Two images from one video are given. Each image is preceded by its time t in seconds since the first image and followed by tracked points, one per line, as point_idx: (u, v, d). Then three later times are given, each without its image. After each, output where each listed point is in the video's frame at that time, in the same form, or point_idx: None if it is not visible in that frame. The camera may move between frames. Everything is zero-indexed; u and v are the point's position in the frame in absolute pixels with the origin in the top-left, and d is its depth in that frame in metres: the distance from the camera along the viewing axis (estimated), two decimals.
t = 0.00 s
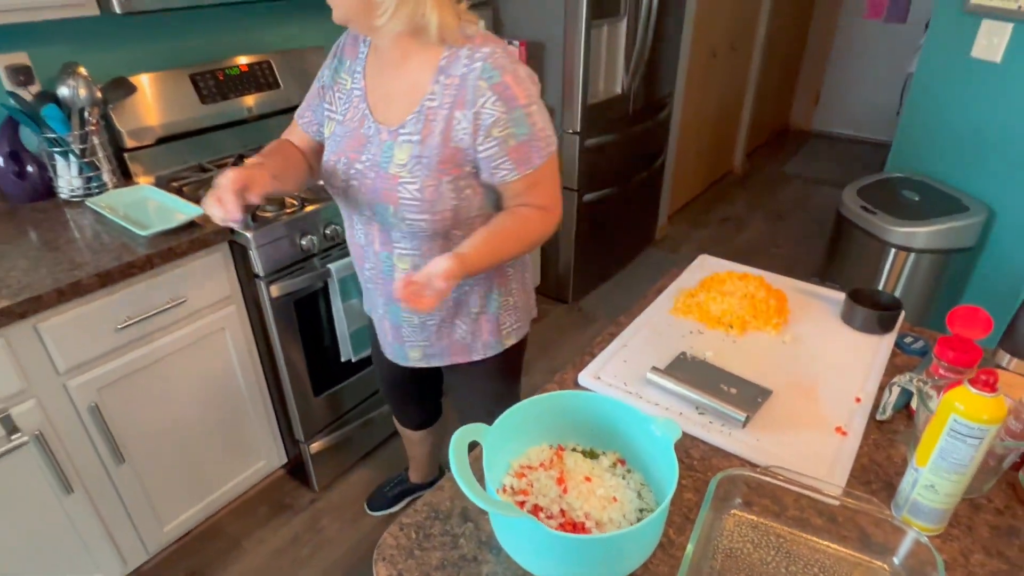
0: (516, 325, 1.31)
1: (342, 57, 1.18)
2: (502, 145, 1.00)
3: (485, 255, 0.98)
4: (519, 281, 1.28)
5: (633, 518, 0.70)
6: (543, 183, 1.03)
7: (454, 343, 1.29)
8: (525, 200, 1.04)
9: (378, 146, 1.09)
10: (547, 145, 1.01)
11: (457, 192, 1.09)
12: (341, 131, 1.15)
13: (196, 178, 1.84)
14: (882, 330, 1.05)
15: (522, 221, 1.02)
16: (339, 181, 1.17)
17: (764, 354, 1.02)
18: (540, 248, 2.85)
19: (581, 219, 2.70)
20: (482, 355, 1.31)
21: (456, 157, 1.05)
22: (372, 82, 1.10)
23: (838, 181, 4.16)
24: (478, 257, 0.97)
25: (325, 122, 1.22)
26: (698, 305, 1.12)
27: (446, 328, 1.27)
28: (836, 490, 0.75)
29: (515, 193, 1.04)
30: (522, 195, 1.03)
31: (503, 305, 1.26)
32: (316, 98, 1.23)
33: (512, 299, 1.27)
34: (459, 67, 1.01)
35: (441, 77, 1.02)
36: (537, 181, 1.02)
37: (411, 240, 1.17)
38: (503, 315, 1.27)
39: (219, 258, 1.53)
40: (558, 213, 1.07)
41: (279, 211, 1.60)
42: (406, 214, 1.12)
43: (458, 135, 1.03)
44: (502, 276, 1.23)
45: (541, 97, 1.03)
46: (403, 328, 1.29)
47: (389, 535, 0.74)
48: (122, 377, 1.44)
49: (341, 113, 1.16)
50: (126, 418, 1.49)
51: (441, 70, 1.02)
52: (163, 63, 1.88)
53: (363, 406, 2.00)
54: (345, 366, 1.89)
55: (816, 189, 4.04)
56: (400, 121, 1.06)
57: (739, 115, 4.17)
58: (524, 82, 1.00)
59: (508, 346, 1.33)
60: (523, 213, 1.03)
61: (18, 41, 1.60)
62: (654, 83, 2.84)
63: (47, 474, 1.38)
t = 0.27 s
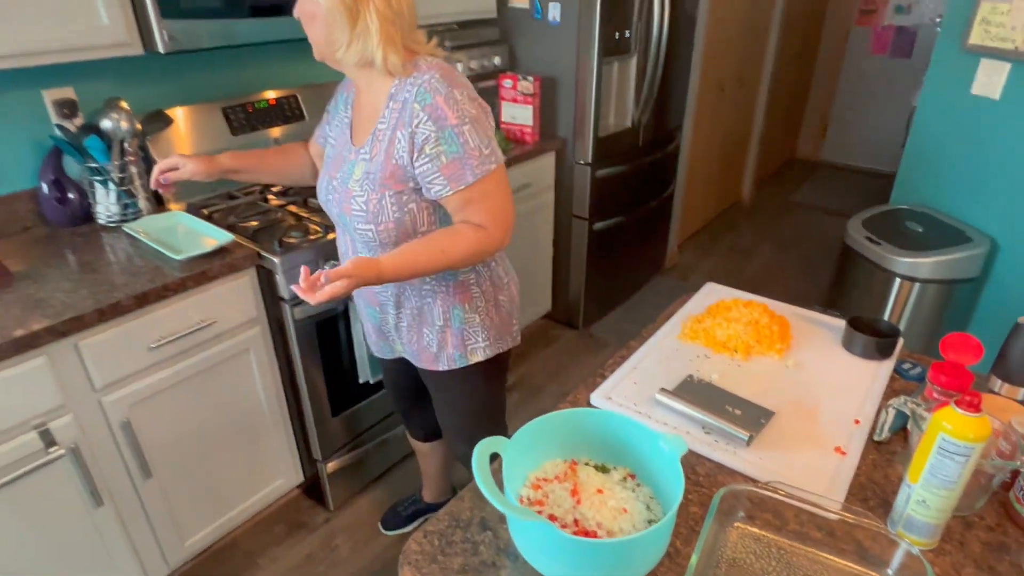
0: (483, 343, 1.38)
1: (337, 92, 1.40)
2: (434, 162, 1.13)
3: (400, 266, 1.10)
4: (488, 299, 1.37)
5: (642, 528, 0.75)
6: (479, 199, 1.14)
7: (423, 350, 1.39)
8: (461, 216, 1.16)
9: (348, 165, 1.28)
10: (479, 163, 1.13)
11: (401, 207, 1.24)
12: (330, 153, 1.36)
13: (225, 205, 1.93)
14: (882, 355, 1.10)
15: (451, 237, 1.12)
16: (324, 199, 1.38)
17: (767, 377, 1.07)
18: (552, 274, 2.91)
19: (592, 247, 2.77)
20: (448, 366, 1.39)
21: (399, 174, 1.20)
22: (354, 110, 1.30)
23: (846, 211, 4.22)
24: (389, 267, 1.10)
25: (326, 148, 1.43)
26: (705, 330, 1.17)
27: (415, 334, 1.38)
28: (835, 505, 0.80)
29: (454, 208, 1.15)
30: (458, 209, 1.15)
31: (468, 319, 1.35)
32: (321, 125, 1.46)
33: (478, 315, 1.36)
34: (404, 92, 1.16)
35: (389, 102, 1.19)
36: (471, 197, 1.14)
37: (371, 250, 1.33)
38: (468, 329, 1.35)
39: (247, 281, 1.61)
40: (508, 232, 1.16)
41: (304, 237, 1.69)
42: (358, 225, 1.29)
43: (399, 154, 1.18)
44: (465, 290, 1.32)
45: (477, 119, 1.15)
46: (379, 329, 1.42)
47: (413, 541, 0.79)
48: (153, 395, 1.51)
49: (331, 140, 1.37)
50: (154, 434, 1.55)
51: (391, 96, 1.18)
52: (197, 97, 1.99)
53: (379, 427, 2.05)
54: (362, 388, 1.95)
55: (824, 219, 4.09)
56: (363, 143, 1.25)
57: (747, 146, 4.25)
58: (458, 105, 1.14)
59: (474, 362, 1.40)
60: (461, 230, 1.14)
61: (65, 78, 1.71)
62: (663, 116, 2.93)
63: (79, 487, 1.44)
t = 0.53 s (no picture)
0: (472, 344, 1.44)
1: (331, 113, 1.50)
2: (413, 167, 1.20)
3: (383, 266, 1.12)
4: (475, 301, 1.43)
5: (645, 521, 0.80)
6: (456, 201, 1.19)
7: (415, 352, 1.45)
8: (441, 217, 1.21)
9: (340, 178, 1.37)
10: (454, 166, 1.19)
11: (386, 212, 1.31)
12: (325, 168, 1.45)
13: (246, 222, 2.01)
14: (874, 368, 1.16)
15: (430, 238, 1.15)
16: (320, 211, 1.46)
17: (764, 386, 1.13)
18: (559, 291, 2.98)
19: (598, 265, 2.84)
20: (438, 367, 1.45)
21: (383, 181, 1.28)
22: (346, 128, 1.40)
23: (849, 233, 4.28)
24: (375, 266, 1.12)
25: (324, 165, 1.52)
26: (706, 342, 1.23)
27: (407, 336, 1.44)
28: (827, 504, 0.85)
29: (434, 211, 1.21)
30: (438, 211, 1.20)
31: (456, 321, 1.41)
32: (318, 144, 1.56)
33: (466, 317, 1.42)
34: (384, 107, 1.25)
35: (373, 117, 1.28)
36: (449, 198, 1.19)
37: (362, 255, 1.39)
38: (456, 331, 1.41)
39: (267, 294, 1.68)
40: (488, 234, 1.20)
41: (321, 253, 1.77)
42: (348, 232, 1.37)
43: (381, 163, 1.26)
44: (451, 293, 1.39)
45: (452, 127, 1.23)
46: (374, 334, 1.48)
47: (431, 533, 0.85)
48: (176, 402, 1.58)
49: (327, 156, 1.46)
50: (176, 440, 1.61)
51: (373, 112, 1.27)
52: (220, 119, 2.08)
53: (389, 438, 2.11)
54: (374, 399, 2.00)
55: (827, 241, 4.15)
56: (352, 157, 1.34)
57: (751, 169, 4.34)
58: (432, 115, 1.22)
59: (464, 362, 1.45)
60: (442, 231, 1.18)
61: (99, 101, 1.80)
62: (668, 139, 3.01)
63: (104, 491, 1.50)
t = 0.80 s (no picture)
0: (480, 340, 1.52)
1: (322, 137, 1.58)
2: (414, 176, 1.29)
3: (402, 269, 1.19)
4: (479, 298, 1.51)
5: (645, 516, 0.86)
6: (457, 201, 1.28)
7: (429, 354, 1.52)
8: (446, 218, 1.29)
9: (342, 197, 1.44)
10: (452, 171, 1.28)
11: (391, 223, 1.39)
12: (322, 190, 1.52)
13: (263, 238, 2.09)
14: (864, 379, 1.22)
15: (440, 237, 1.23)
16: (323, 229, 1.53)
17: (759, 396, 1.19)
18: (564, 308, 3.04)
19: (602, 282, 2.91)
20: (451, 365, 1.52)
21: (384, 195, 1.36)
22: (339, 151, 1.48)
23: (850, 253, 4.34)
24: (392, 271, 1.19)
25: (319, 186, 1.60)
26: (704, 354, 1.30)
27: (419, 340, 1.51)
28: (817, 503, 0.91)
29: (438, 214, 1.30)
30: (443, 213, 1.29)
31: (464, 319, 1.49)
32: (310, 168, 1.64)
33: (472, 314, 1.50)
34: (378, 127, 1.34)
35: (368, 138, 1.36)
36: (450, 201, 1.28)
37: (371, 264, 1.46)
38: (465, 328, 1.49)
39: (284, 307, 1.76)
40: (489, 232, 1.28)
41: (336, 268, 1.84)
42: (356, 245, 1.44)
43: (381, 178, 1.34)
44: (457, 293, 1.47)
45: (444, 137, 1.32)
46: (388, 341, 1.55)
47: (446, 528, 0.91)
48: (197, 410, 1.64)
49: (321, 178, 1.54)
50: (195, 447, 1.67)
51: (368, 132, 1.36)
52: (240, 140, 2.18)
53: (399, 449, 2.16)
54: (385, 410, 2.06)
55: (828, 260, 4.22)
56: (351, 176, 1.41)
57: (752, 190, 4.42)
58: (425, 128, 1.31)
59: (474, 359, 1.53)
60: (449, 230, 1.26)
61: (128, 123, 1.90)
62: (670, 160, 3.10)
63: (126, 495, 1.56)
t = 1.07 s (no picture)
0: (481, 342, 1.57)
1: (324, 149, 1.64)
2: (419, 185, 1.35)
3: (411, 272, 1.24)
4: (479, 301, 1.57)
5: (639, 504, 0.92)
6: (460, 208, 1.34)
7: (431, 356, 1.57)
8: (450, 224, 1.36)
9: (346, 205, 1.50)
10: (455, 179, 1.35)
11: (396, 229, 1.45)
12: (326, 199, 1.58)
13: (271, 246, 2.15)
14: (850, 380, 1.27)
15: (445, 242, 1.29)
16: (329, 237, 1.58)
17: (750, 396, 1.25)
18: (563, 316, 3.10)
19: (601, 291, 2.97)
20: (453, 366, 1.57)
21: (389, 203, 1.42)
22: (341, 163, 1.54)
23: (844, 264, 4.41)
24: (402, 275, 1.24)
25: (320, 196, 1.65)
26: (698, 357, 1.36)
27: (421, 343, 1.56)
28: (803, 493, 0.97)
29: (442, 220, 1.36)
30: (446, 219, 1.35)
31: (464, 322, 1.54)
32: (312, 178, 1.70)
33: (473, 317, 1.56)
34: (383, 139, 1.40)
35: (373, 149, 1.42)
36: (453, 207, 1.34)
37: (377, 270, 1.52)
38: (466, 331, 1.55)
39: (292, 311, 1.81)
40: (490, 236, 1.35)
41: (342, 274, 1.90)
42: (362, 251, 1.49)
43: (387, 187, 1.40)
44: (458, 297, 1.52)
45: (447, 147, 1.39)
46: (391, 344, 1.60)
47: (452, 516, 0.96)
48: (207, 410, 1.69)
49: (324, 188, 1.59)
50: (205, 447, 1.72)
51: (373, 144, 1.42)
52: (250, 151, 2.24)
53: (401, 452, 2.21)
54: (388, 414, 2.11)
55: (823, 272, 4.28)
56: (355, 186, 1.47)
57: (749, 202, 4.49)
58: (428, 139, 1.38)
59: (475, 360, 1.58)
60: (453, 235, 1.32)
61: (142, 134, 1.96)
62: (667, 172, 3.17)
63: (138, 493, 1.60)
